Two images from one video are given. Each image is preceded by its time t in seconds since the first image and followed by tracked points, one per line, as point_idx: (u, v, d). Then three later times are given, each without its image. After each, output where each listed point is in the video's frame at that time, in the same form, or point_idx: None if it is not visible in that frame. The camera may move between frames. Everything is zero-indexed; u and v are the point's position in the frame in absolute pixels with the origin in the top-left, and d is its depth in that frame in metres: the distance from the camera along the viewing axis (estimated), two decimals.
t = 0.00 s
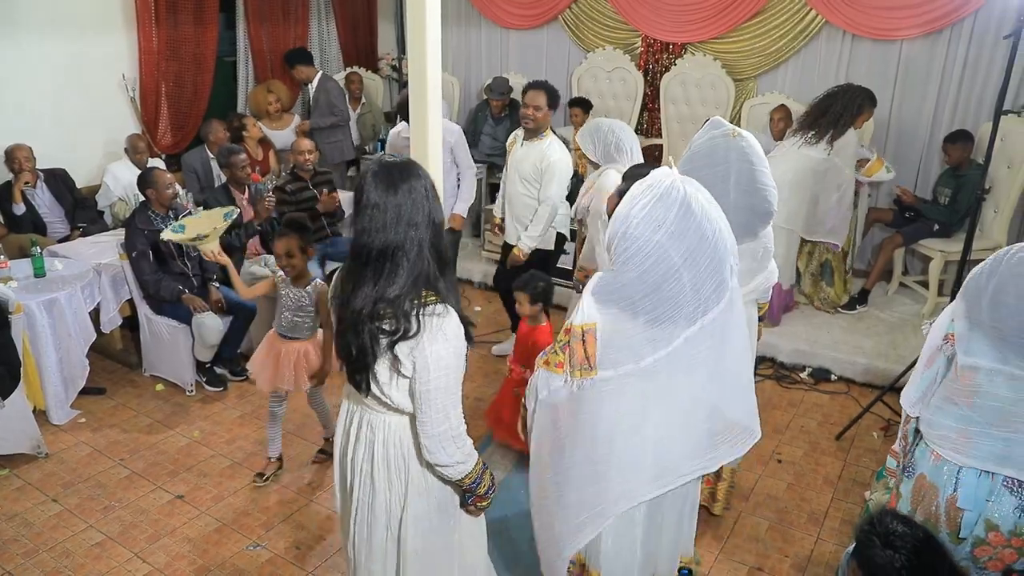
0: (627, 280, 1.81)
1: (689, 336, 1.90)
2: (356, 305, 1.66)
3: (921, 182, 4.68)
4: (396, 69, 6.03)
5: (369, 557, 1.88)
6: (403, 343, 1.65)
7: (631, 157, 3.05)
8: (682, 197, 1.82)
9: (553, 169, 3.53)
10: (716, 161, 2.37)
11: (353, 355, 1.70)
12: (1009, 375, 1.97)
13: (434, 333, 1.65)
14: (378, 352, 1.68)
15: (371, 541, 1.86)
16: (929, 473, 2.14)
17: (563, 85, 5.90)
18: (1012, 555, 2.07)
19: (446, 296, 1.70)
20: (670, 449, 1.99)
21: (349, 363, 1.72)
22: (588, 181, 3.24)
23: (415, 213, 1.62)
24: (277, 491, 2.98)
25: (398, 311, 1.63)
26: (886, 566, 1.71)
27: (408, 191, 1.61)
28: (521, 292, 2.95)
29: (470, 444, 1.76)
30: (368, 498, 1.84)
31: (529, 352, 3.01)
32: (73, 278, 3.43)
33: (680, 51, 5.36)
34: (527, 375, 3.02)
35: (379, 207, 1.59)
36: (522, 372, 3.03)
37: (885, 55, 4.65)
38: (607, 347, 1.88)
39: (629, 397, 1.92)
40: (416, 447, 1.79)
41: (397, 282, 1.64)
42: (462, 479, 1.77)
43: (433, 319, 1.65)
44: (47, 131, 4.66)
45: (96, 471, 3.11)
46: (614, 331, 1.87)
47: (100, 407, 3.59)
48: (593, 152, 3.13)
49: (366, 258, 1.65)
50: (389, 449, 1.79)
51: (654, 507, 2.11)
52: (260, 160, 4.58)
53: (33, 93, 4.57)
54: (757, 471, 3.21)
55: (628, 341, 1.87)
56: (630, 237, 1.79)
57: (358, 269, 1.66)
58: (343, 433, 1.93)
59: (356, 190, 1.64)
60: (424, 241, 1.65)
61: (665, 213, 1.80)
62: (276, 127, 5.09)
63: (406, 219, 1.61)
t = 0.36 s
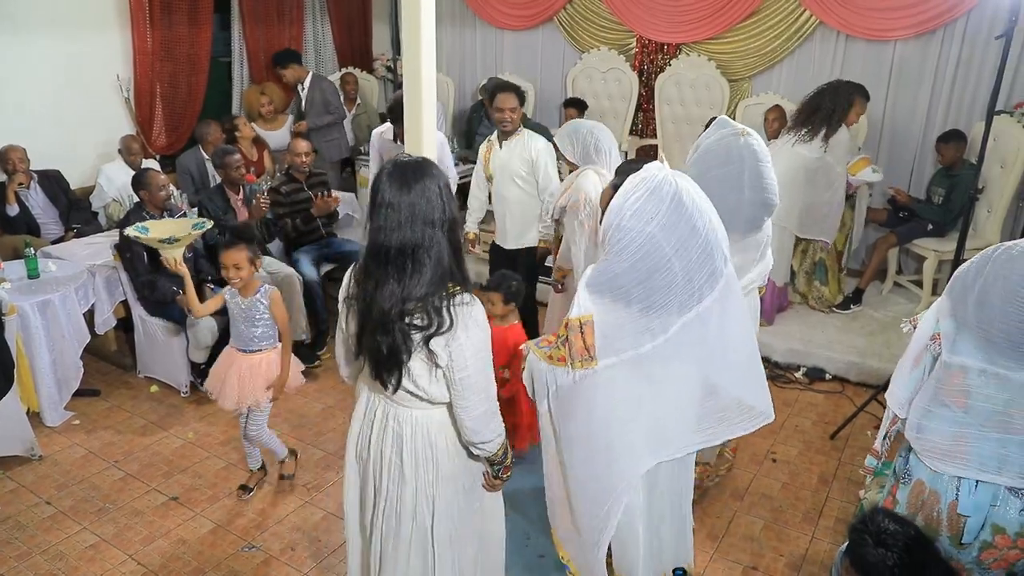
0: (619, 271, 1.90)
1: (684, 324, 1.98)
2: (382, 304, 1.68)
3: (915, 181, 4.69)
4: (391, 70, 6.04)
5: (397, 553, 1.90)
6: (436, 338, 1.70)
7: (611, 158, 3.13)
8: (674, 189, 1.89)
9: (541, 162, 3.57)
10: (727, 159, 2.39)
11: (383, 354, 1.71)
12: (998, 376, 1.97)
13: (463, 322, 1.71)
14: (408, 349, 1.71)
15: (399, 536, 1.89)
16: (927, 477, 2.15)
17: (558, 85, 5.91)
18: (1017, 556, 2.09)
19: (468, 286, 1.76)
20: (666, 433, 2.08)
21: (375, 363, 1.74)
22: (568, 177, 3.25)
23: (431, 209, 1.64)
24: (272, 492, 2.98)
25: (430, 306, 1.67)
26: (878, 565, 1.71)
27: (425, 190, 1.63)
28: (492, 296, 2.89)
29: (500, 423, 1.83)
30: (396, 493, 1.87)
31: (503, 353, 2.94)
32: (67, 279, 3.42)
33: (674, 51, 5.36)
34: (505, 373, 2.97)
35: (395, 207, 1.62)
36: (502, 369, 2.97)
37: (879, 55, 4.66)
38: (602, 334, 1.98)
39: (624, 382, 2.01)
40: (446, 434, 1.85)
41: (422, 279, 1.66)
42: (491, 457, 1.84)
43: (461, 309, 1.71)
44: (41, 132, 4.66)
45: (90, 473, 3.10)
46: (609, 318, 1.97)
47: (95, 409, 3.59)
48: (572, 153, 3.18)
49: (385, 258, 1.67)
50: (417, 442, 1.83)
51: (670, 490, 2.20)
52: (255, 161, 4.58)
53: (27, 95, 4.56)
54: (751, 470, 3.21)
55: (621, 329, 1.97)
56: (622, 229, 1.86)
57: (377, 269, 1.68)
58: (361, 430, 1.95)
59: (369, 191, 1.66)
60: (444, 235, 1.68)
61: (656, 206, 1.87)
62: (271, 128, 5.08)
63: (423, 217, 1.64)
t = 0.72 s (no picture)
0: (593, 264, 1.97)
1: (659, 318, 2.03)
2: (390, 293, 1.69)
3: (903, 180, 4.72)
4: (381, 69, 6.03)
5: (416, 544, 1.88)
6: (445, 324, 1.70)
7: (590, 153, 3.24)
8: (651, 187, 1.95)
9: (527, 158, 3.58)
10: (735, 153, 2.46)
11: (391, 344, 1.72)
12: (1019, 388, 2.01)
13: (473, 308, 1.72)
14: (416, 336, 1.71)
15: (419, 526, 1.87)
16: (946, 491, 2.18)
17: (547, 84, 5.92)
18: None
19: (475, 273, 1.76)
20: (648, 422, 2.10)
21: (382, 353, 1.74)
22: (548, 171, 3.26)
23: (437, 199, 1.66)
24: (262, 492, 2.97)
25: (440, 294, 1.68)
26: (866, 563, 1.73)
27: (429, 180, 1.64)
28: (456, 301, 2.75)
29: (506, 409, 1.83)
30: (413, 484, 1.85)
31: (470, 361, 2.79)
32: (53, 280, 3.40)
33: (664, 51, 5.37)
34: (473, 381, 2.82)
35: (401, 198, 1.64)
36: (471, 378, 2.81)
37: (867, 55, 4.69)
38: (579, 326, 2.06)
39: (601, 373, 2.07)
40: (457, 423, 1.85)
41: (429, 266, 1.67)
42: (500, 443, 1.84)
43: (470, 295, 1.72)
44: (28, 132, 4.62)
45: (78, 475, 3.08)
46: (586, 310, 2.04)
47: (82, 410, 3.56)
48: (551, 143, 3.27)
49: (392, 248, 1.68)
50: (431, 433, 1.83)
51: (660, 475, 2.20)
52: (243, 161, 4.56)
53: (14, 95, 4.53)
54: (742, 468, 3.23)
55: (596, 321, 2.04)
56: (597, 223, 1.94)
57: (384, 259, 1.69)
58: (371, 422, 1.94)
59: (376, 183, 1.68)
60: (452, 223, 1.70)
61: (631, 203, 1.93)
62: (260, 127, 5.07)
63: (429, 207, 1.65)
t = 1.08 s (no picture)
0: (616, 260, 2.05)
1: (669, 324, 2.12)
2: (407, 290, 1.71)
3: (894, 180, 4.74)
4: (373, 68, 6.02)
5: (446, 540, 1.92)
6: (461, 322, 1.70)
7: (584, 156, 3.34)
8: (679, 199, 2.05)
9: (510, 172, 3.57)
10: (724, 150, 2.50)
11: (408, 340, 1.75)
12: None
13: (488, 307, 1.70)
14: (433, 333, 1.72)
15: (447, 524, 1.91)
16: (976, 512, 2.20)
17: (541, 83, 5.92)
18: None
19: (495, 270, 1.75)
20: (652, 420, 2.14)
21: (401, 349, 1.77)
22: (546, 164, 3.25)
23: (457, 198, 1.67)
24: (255, 492, 2.96)
25: (458, 291, 1.68)
26: (856, 561, 1.73)
27: (449, 179, 1.66)
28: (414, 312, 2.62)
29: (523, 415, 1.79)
30: (437, 482, 1.88)
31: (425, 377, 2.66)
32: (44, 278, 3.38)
33: (657, 50, 5.38)
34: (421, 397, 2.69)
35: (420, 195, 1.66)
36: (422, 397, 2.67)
37: (859, 55, 4.70)
38: (592, 319, 2.12)
39: (607, 370, 2.13)
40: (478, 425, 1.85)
41: (446, 264, 1.68)
42: (516, 451, 1.82)
43: (488, 293, 1.70)
44: (18, 130, 4.60)
45: (69, 475, 3.07)
46: (602, 305, 2.11)
47: (73, 410, 3.54)
48: (551, 138, 3.32)
49: (413, 245, 1.70)
50: (453, 433, 1.84)
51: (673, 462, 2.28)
52: (234, 159, 4.55)
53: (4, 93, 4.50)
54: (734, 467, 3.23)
55: (609, 316, 2.10)
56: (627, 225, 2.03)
57: (405, 255, 1.72)
58: (398, 420, 1.96)
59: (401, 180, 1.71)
60: (472, 221, 1.70)
61: (661, 211, 2.02)
62: (253, 127, 5.06)
63: (448, 206, 1.66)
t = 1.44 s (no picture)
0: (653, 243, 2.02)
1: (700, 306, 2.14)
2: (441, 290, 1.70)
3: (892, 180, 4.75)
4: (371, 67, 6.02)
5: (458, 537, 1.90)
6: (497, 322, 1.70)
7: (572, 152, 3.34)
8: (709, 180, 2.04)
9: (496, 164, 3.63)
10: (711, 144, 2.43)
11: (441, 339, 1.73)
12: None
13: (526, 306, 1.70)
14: (468, 333, 1.72)
15: (460, 522, 1.89)
16: (1014, 536, 2.13)
17: (538, 82, 5.93)
18: None
19: (528, 268, 1.75)
20: (682, 408, 2.20)
21: (430, 347, 1.76)
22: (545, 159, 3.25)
23: (491, 197, 1.66)
24: (252, 490, 2.96)
25: (494, 291, 1.68)
26: (851, 561, 1.73)
27: (485, 178, 1.64)
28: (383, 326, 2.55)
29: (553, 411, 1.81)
30: (458, 476, 1.86)
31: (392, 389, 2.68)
32: (41, 277, 3.38)
33: (654, 50, 5.38)
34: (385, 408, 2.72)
35: (454, 193, 1.64)
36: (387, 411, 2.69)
37: (857, 55, 4.71)
38: (627, 306, 2.08)
39: (638, 360, 2.14)
40: (507, 423, 1.86)
41: (480, 265, 1.68)
42: (545, 449, 1.84)
43: (526, 292, 1.71)
44: (16, 129, 4.59)
45: (67, 474, 3.07)
46: (636, 290, 2.08)
47: (71, 409, 3.54)
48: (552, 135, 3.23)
49: (445, 244, 1.69)
50: (479, 428, 1.83)
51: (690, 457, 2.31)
52: (230, 159, 4.55)
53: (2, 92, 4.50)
54: (732, 466, 3.23)
55: (644, 302, 2.09)
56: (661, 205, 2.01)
57: (437, 254, 1.71)
58: (422, 414, 1.95)
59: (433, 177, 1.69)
60: (506, 221, 1.69)
61: (694, 194, 2.02)
62: (251, 126, 5.06)
63: (482, 205, 1.65)
